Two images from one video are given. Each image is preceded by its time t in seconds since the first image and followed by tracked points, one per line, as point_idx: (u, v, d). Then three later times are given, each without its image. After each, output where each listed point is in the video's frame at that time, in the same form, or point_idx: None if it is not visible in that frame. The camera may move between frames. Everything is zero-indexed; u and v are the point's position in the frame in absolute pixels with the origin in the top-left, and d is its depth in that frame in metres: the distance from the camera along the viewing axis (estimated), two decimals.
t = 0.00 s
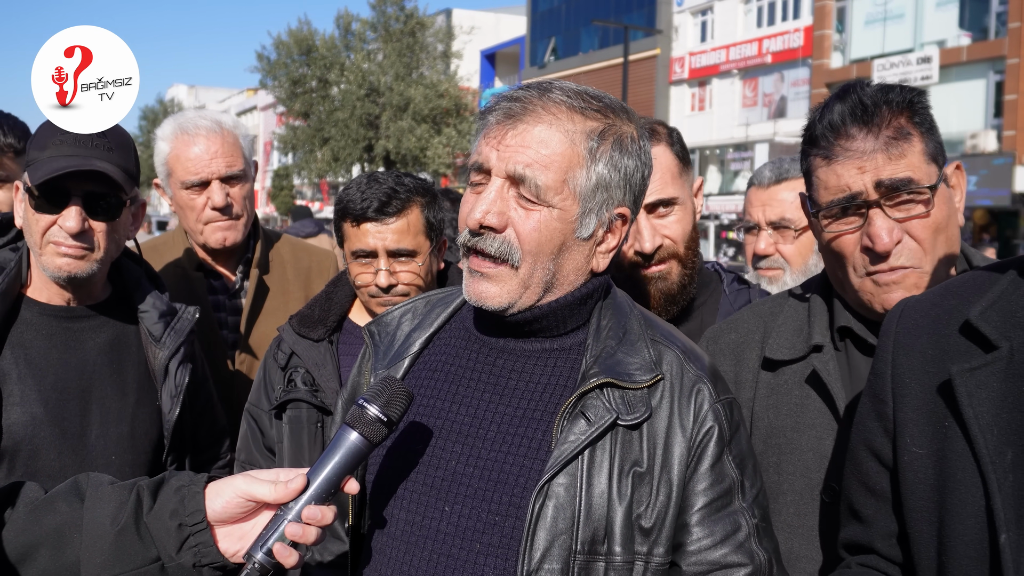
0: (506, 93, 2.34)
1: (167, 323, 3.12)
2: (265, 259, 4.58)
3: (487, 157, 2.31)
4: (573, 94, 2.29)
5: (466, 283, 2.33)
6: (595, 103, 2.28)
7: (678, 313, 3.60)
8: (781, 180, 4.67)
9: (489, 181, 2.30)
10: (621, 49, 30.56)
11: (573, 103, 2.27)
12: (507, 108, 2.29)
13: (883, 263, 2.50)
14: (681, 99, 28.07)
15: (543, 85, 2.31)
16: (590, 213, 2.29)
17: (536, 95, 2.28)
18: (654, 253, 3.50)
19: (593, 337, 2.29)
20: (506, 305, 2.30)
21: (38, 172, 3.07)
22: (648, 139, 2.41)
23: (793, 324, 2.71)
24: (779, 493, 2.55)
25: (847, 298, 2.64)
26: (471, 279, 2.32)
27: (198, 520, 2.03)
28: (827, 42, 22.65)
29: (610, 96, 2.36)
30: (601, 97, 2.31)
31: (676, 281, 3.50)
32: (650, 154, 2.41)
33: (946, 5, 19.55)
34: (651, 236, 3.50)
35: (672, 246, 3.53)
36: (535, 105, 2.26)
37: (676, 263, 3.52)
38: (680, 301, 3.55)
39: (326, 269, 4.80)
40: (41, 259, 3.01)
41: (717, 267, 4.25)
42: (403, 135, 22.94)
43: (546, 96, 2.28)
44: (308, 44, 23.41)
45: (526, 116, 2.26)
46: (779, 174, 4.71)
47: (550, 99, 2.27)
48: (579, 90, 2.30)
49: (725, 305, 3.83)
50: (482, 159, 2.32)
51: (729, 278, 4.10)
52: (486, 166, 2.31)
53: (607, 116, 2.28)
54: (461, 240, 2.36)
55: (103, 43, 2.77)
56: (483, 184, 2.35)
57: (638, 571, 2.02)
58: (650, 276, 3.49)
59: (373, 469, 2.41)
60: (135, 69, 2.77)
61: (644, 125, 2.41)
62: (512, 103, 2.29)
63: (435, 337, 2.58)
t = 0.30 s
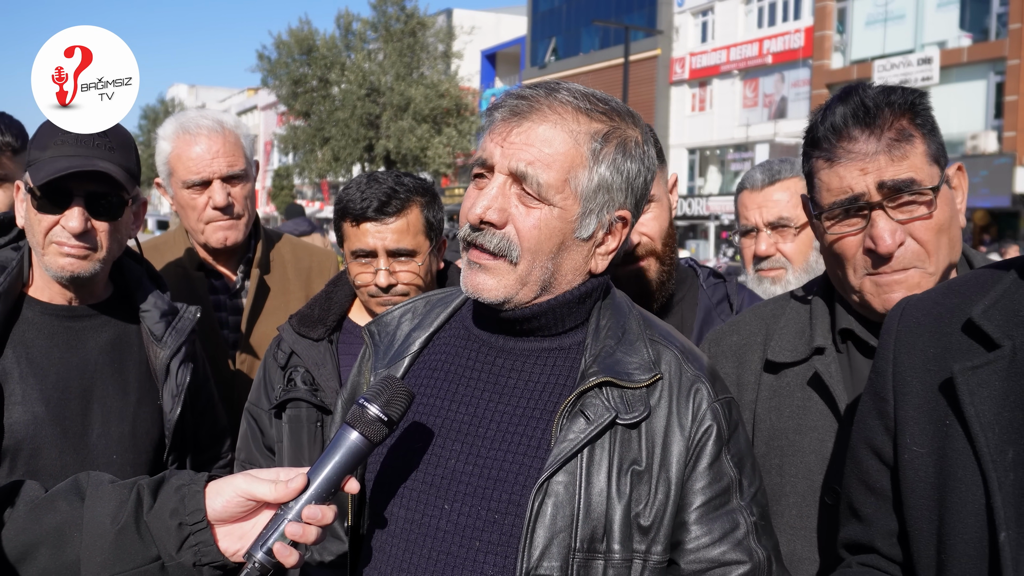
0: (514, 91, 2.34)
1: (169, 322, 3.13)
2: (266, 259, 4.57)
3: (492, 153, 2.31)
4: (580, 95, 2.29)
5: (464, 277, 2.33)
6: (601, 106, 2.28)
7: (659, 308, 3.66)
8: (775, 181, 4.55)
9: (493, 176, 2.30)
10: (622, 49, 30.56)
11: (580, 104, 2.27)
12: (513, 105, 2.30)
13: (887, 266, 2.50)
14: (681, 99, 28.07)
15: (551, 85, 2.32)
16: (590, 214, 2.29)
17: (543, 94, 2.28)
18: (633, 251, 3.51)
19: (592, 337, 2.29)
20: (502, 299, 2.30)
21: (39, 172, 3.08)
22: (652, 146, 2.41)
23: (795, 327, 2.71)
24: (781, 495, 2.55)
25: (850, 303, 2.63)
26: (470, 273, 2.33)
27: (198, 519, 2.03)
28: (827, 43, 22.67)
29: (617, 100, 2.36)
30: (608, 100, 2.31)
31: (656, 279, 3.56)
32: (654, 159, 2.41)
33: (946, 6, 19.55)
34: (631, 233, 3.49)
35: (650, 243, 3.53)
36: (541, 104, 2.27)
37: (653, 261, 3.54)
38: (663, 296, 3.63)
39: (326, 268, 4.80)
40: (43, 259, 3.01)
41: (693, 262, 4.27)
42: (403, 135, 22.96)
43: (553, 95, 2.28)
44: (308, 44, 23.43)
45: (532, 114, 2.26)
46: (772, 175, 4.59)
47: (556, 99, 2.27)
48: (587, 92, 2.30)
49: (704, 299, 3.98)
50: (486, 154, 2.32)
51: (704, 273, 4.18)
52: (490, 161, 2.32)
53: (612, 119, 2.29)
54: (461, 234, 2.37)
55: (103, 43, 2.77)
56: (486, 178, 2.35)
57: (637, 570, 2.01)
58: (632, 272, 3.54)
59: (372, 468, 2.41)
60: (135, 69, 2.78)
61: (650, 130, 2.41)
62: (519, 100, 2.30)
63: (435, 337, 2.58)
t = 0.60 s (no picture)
0: (516, 93, 2.34)
1: (170, 322, 3.13)
2: (267, 259, 4.58)
3: (494, 154, 2.31)
4: (583, 97, 2.29)
5: (464, 275, 2.34)
6: (604, 108, 2.28)
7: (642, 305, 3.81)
8: (774, 183, 4.55)
9: (494, 178, 2.30)
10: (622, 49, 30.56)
11: (582, 106, 2.27)
12: (515, 107, 2.30)
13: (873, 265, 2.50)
14: (682, 100, 28.06)
15: (553, 87, 2.31)
16: (591, 217, 2.29)
17: (545, 96, 2.28)
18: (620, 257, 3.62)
19: (593, 337, 2.30)
20: (502, 300, 2.30)
21: (43, 172, 3.07)
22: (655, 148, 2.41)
23: (800, 326, 2.71)
24: (782, 492, 2.57)
25: (848, 303, 2.64)
26: (471, 272, 2.33)
27: (198, 519, 2.03)
28: (828, 44, 22.67)
29: (621, 102, 2.36)
30: (611, 102, 2.31)
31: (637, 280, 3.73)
32: (658, 162, 2.41)
33: (947, 7, 19.55)
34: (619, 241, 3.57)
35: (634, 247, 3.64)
36: (543, 106, 2.27)
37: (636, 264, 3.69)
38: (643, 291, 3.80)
39: (327, 267, 4.81)
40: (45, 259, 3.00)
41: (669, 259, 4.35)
42: (404, 135, 22.96)
43: (556, 97, 2.28)
44: (310, 44, 23.47)
45: (534, 116, 2.26)
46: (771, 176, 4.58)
47: (559, 101, 2.27)
48: (589, 94, 2.30)
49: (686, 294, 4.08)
50: (488, 156, 2.32)
51: (685, 273, 4.25)
52: (492, 163, 2.32)
53: (615, 121, 2.29)
54: (464, 234, 2.37)
55: (103, 43, 2.77)
56: (488, 181, 2.35)
57: (635, 569, 2.01)
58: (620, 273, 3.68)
59: (374, 467, 2.41)
60: (135, 69, 2.78)
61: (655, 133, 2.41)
62: (521, 103, 2.30)
63: (437, 337, 2.58)
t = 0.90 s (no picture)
0: (509, 89, 2.35)
1: (171, 317, 3.16)
2: (268, 253, 4.60)
3: (487, 151, 2.33)
4: (575, 91, 2.29)
5: (463, 273, 2.34)
6: (596, 101, 2.29)
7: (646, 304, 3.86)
8: (805, 178, 4.48)
9: (488, 176, 2.32)
10: (626, 46, 30.52)
11: (574, 100, 2.28)
12: (507, 103, 2.30)
13: (885, 258, 2.54)
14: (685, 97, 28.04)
15: (545, 82, 2.33)
16: (587, 211, 2.30)
17: (537, 91, 2.29)
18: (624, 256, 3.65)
19: (594, 331, 2.31)
20: (502, 297, 2.31)
21: (52, 170, 3.09)
22: (651, 139, 2.42)
23: (829, 313, 2.71)
24: (803, 481, 2.57)
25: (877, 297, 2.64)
26: (470, 270, 2.34)
27: (198, 507, 2.05)
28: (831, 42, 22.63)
29: (613, 95, 2.37)
30: (603, 95, 2.32)
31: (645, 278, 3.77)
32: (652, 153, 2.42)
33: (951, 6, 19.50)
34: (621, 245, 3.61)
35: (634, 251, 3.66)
36: (535, 101, 2.28)
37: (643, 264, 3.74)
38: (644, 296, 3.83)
39: (330, 260, 4.84)
40: (71, 260, 3.03)
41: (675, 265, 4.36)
42: (406, 133, 22.97)
43: (548, 92, 2.29)
44: (313, 41, 23.56)
45: (526, 112, 2.27)
46: (803, 170, 4.51)
47: (550, 96, 2.29)
48: (582, 88, 2.31)
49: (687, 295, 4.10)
50: (482, 153, 2.33)
51: (686, 277, 4.26)
52: (485, 160, 2.33)
53: (608, 114, 2.30)
54: (459, 235, 2.39)
55: (103, 43, 2.79)
56: (482, 178, 2.37)
57: (637, 564, 2.04)
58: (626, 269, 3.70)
59: (376, 459, 2.42)
60: (135, 69, 2.80)
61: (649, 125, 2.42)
62: (513, 99, 2.30)
63: (437, 332, 2.60)
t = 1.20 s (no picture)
0: (498, 87, 2.36)
1: (171, 317, 3.16)
2: (268, 253, 4.61)
3: (471, 148, 2.36)
4: (563, 91, 2.29)
5: (448, 268, 2.39)
6: (581, 101, 2.28)
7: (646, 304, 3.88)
8: (806, 178, 4.49)
9: (469, 170, 2.35)
10: (626, 45, 30.52)
11: (557, 99, 2.27)
12: (491, 101, 2.32)
13: (884, 258, 2.54)
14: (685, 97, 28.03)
15: (532, 82, 2.33)
16: (564, 208, 2.27)
17: (522, 91, 2.30)
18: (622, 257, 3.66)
19: (594, 329, 2.31)
20: (479, 292, 2.33)
21: (53, 171, 3.10)
22: (642, 144, 2.37)
23: (829, 314, 2.71)
24: (802, 482, 2.57)
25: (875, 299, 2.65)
26: (454, 263, 2.39)
27: (198, 504, 2.05)
28: (831, 41, 22.63)
29: (604, 96, 2.35)
30: (592, 95, 2.31)
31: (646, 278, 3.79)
32: (643, 156, 2.37)
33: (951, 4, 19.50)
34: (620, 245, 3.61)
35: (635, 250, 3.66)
36: (517, 99, 2.29)
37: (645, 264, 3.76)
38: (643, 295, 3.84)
39: (329, 260, 4.84)
40: (71, 260, 3.03)
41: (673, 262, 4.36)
42: (406, 132, 22.96)
43: (533, 91, 2.30)
44: (313, 40, 23.51)
45: (508, 109, 2.28)
46: (804, 171, 4.51)
47: (537, 95, 2.28)
48: (571, 88, 2.30)
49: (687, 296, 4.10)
50: (466, 150, 2.37)
51: (685, 276, 4.27)
52: (468, 156, 2.36)
53: (590, 113, 2.28)
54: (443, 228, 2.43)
55: (103, 43, 2.79)
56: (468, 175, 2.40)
57: (635, 562, 2.04)
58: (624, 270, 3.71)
59: (377, 457, 2.43)
60: (135, 69, 2.81)
61: (643, 127, 2.39)
62: (498, 96, 2.32)
63: (439, 331, 2.61)
